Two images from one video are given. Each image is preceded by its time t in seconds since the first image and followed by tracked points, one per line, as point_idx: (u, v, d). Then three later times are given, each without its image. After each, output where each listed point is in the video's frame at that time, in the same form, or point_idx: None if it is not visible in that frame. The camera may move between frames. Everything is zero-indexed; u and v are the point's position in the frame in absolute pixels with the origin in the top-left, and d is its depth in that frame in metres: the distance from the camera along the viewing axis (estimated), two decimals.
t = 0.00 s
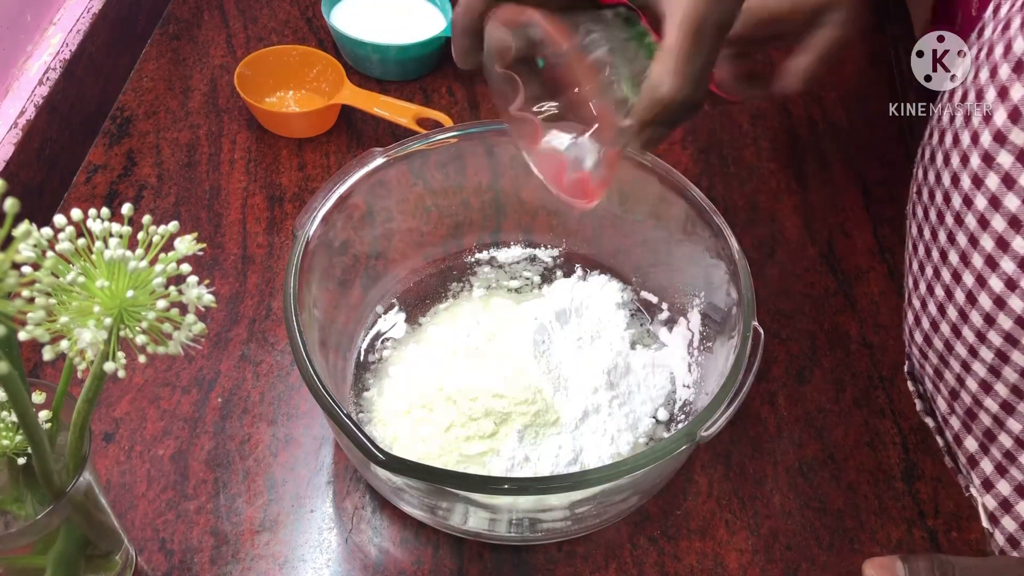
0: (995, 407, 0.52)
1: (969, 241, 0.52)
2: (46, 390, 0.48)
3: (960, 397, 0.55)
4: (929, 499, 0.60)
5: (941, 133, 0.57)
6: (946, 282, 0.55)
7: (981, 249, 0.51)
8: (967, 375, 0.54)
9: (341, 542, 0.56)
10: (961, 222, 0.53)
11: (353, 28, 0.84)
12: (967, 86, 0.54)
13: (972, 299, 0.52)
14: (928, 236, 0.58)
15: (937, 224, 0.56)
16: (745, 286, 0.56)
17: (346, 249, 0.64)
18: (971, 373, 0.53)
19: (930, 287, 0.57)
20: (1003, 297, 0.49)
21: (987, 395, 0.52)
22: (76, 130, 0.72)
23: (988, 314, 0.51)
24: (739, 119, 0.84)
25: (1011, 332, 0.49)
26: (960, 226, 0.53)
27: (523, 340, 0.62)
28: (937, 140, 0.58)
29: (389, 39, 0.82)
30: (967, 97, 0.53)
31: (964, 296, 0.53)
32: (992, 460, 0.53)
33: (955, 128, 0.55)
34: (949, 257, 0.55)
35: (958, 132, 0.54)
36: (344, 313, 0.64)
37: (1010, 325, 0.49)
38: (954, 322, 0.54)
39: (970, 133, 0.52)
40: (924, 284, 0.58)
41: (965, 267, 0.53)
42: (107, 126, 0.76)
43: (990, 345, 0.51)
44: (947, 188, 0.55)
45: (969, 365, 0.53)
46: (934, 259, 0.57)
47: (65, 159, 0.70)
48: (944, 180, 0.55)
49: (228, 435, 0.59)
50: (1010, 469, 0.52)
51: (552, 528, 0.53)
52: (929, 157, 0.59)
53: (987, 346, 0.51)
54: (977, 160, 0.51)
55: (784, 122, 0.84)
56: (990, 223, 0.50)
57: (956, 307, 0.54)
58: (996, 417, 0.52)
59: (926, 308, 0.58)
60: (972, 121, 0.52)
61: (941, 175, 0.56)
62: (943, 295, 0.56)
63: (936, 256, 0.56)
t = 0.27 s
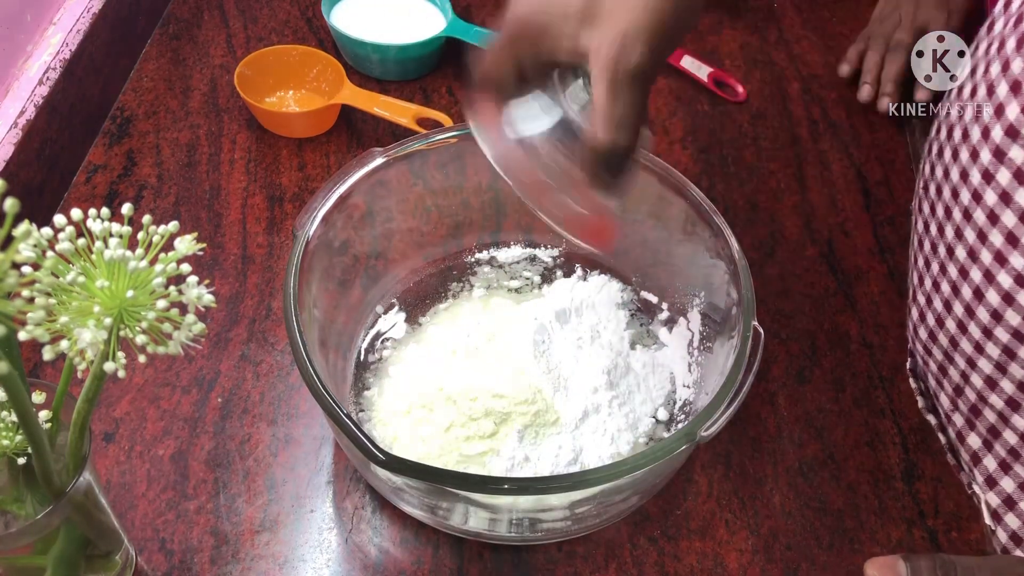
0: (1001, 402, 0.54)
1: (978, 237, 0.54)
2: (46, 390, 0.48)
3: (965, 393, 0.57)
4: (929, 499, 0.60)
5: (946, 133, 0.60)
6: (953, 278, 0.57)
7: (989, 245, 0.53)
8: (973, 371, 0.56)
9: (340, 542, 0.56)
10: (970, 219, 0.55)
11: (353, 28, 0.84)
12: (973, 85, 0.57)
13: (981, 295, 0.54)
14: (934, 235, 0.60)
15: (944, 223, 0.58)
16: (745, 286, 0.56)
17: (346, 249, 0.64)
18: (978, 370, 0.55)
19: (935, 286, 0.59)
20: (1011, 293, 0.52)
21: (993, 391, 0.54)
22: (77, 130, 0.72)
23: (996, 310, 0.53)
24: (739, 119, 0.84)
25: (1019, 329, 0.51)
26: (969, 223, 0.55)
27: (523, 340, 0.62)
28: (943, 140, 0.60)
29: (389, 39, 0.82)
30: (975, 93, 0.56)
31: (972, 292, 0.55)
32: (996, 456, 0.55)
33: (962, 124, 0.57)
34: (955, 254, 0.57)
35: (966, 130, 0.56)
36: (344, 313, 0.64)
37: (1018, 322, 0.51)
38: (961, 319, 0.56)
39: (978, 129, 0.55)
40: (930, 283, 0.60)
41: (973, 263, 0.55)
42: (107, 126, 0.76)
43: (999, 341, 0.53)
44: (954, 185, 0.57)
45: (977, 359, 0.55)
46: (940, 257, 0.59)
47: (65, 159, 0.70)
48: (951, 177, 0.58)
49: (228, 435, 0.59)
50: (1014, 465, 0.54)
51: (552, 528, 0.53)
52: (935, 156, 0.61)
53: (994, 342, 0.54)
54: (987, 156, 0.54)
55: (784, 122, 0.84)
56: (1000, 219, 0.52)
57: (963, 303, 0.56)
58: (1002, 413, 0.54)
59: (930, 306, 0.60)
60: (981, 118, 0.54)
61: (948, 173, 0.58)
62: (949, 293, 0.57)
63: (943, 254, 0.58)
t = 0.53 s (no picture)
0: (1006, 402, 0.54)
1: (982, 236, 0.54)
2: (46, 390, 0.48)
3: (969, 394, 0.57)
4: (929, 499, 0.60)
5: (947, 135, 0.59)
6: (956, 279, 0.56)
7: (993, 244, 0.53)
8: (976, 371, 0.56)
9: (340, 542, 0.56)
10: (973, 218, 0.55)
11: (353, 28, 0.84)
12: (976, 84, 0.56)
13: (985, 295, 0.54)
14: (936, 236, 0.59)
15: (947, 224, 0.58)
16: (745, 286, 0.56)
17: (346, 249, 0.64)
18: (982, 370, 0.55)
19: (939, 287, 0.59)
20: (1016, 294, 0.51)
21: (997, 391, 0.54)
22: (77, 130, 0.72)
23: (1000, 310, 0.53)
24: (739, 119, 0.84)
25: None
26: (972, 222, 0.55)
27: (523, 340, 0.62)
28: (944, 141, 0.59)
29: (389, 40, 0.82)
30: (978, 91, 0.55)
31: (975, 292, 0.54)
32: (1000, 456, 0.55)
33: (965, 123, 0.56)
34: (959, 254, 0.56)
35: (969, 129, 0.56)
36: (344, 313, 0.64)
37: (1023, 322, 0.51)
38: (965, 319, 0.56)
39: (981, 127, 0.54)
40: (933, 284, 0.60)
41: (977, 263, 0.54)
42: (107, 126, 0.76)
43: (1004, 341, 0.53)
44: (957, 186, 0.56)
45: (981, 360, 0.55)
46: (943, 258, 0.58)
47: (66, 159, 0.70)
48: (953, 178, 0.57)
49: (228, 435, 0.59)
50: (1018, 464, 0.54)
51: (551, 528, 0.53)
52: (936, 157, 0.61)
53: (999, 342, 0.53)
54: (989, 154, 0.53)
55: (784, 122, 0.84)
56: (1004, 219, 0.52)
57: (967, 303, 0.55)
58: (1006, 413, 0.54)
59: (934, 307, 0.59)
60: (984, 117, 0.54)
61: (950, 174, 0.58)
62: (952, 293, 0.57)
63: (946, 255, 0.58)
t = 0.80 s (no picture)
0: (1008, 396, 0.52)
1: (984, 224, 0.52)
2: (46, 390, 0.48)
3: (970, 387, 0.55)
4: (929, 498, 0.60)
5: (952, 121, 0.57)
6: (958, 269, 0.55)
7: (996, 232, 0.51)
8: (978, 364, 0.54)
9: (340, 542, 0.56)
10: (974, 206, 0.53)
11: (353, 28, 0.84)
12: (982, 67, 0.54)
13: (988, 285, 0.52)
14: (938, 226, 0.57)
15: (949, 213, 0.56)
16: (745, 286, 0.56)
17: (346, 249, 0.64)
18: (984, 362, 0.53)
19: (941, 277, 0.57)
20: (1018, 283, 0.49)
21: (1000, 384, 0.52)
22: (76, 130, 0.72)
23: (1002, 301, 0.51)
24: (739, 119, 0.84)
25: None
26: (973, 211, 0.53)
27: (523, 340, 0.62)
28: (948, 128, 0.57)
29: (389, 40, 0.82)
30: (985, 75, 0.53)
31: (978, 283, 0.52)
32: (1000, 451, 0.54)
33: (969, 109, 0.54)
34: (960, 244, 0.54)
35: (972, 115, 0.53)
36: (344, 313, 0.64)
37: None
38: (967, 310, 0.54)
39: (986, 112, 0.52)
40: (935, 276, 0.58)
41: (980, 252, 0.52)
42: (107, 126, 0.76)
43: (1006, 332, 0.51)
44: (960, 174, 0.54)
45: (983, 352, 0.53)
46: (945, 248, 0.56)
47: (66, 159, 0.70)
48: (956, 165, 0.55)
49: (228, 435, 0.59)
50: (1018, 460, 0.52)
51: (551, 528, 0.53)
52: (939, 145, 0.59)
53: (1001, 334, 0.51)
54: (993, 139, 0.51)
55: (784, 122, 0.84)
56: (1008, 207, 0.50)
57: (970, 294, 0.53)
58: (1007, 407, 0.52)
59: (937, 299, 0.58)
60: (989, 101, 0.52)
61: (953, 161, 0.56)
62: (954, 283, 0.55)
63: (948, 245, 0.56)
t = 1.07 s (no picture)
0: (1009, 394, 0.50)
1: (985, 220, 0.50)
2: (46, 390, 0.48)
3: (973, 387, 0.54)
4: (929, 499, 0.60)
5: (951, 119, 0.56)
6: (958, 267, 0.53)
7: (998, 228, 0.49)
8: (980, 363, 0.53)
9: (340, 542, 0.56)
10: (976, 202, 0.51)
11: (353, 28, 0.84)
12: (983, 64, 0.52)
13: (990, 284, 0.50)
14: (938, 225, 0.56)
15: (950, 212, 0.54)
16: (745, 286, 0.56)
17: (346, 249, 0.64)
18: (985, 361, 0.52)
19: (942, 277, 0.55)
20: (1019, 280, 0.48)
21: (1001, 382, 0.51)
22: (76, 130, 0.72)
23: (1004, 298, 0.49)
24: (739, 119, 0.84)
25: None
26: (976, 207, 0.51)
27: (523, 340, 0.62)
28: (948, 126, 0.56)
29: (389, 40, 0.82)
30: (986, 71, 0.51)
31: (979, 281, 0.51)
32: (1001, 451, 0.52)
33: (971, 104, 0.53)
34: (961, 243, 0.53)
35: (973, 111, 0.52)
36: (344, 313, 0.64)
37: None
38: (967, 309, 0.52)
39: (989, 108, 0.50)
40: (935, 275, 0.56)
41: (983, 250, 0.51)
42: (107, 126, 0.76)
43: (1009, 330, 0.49)
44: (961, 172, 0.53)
45: (985, 351, 0.52)
46: (945, 248, 0.55)
47: (66, 159, 0.70)
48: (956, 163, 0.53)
49: (228, 435, 0.59)
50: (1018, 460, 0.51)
51: (551, 528, 0.53)
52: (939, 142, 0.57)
53: (1003, 332, 0.50)
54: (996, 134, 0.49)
55: (784, 122, 0.84)
56: (1009, 204, 0.48)
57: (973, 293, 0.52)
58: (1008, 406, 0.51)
59: (939, 300, 0.56)
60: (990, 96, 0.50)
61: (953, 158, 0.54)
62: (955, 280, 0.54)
63: (949, 245, 0.54)
